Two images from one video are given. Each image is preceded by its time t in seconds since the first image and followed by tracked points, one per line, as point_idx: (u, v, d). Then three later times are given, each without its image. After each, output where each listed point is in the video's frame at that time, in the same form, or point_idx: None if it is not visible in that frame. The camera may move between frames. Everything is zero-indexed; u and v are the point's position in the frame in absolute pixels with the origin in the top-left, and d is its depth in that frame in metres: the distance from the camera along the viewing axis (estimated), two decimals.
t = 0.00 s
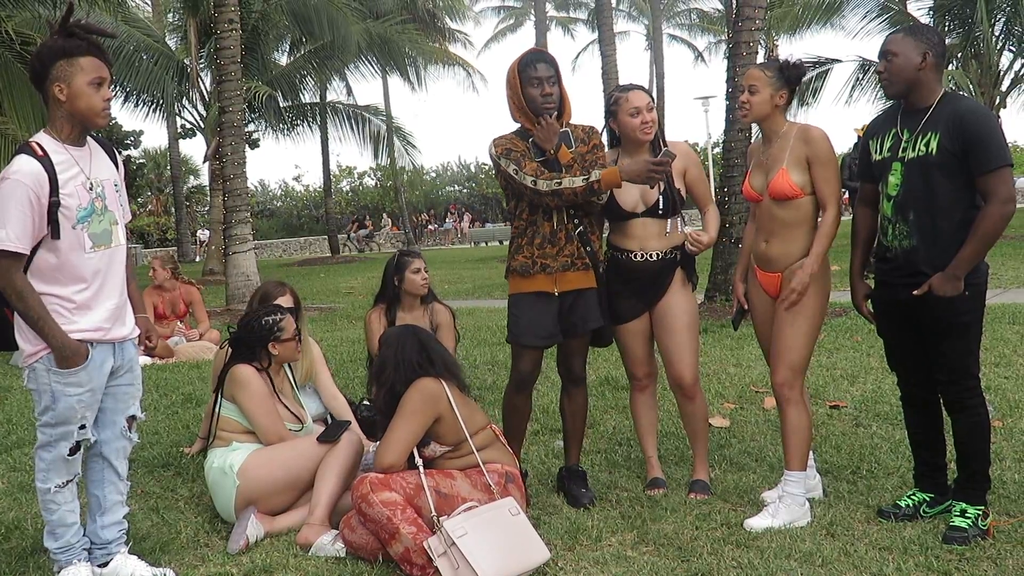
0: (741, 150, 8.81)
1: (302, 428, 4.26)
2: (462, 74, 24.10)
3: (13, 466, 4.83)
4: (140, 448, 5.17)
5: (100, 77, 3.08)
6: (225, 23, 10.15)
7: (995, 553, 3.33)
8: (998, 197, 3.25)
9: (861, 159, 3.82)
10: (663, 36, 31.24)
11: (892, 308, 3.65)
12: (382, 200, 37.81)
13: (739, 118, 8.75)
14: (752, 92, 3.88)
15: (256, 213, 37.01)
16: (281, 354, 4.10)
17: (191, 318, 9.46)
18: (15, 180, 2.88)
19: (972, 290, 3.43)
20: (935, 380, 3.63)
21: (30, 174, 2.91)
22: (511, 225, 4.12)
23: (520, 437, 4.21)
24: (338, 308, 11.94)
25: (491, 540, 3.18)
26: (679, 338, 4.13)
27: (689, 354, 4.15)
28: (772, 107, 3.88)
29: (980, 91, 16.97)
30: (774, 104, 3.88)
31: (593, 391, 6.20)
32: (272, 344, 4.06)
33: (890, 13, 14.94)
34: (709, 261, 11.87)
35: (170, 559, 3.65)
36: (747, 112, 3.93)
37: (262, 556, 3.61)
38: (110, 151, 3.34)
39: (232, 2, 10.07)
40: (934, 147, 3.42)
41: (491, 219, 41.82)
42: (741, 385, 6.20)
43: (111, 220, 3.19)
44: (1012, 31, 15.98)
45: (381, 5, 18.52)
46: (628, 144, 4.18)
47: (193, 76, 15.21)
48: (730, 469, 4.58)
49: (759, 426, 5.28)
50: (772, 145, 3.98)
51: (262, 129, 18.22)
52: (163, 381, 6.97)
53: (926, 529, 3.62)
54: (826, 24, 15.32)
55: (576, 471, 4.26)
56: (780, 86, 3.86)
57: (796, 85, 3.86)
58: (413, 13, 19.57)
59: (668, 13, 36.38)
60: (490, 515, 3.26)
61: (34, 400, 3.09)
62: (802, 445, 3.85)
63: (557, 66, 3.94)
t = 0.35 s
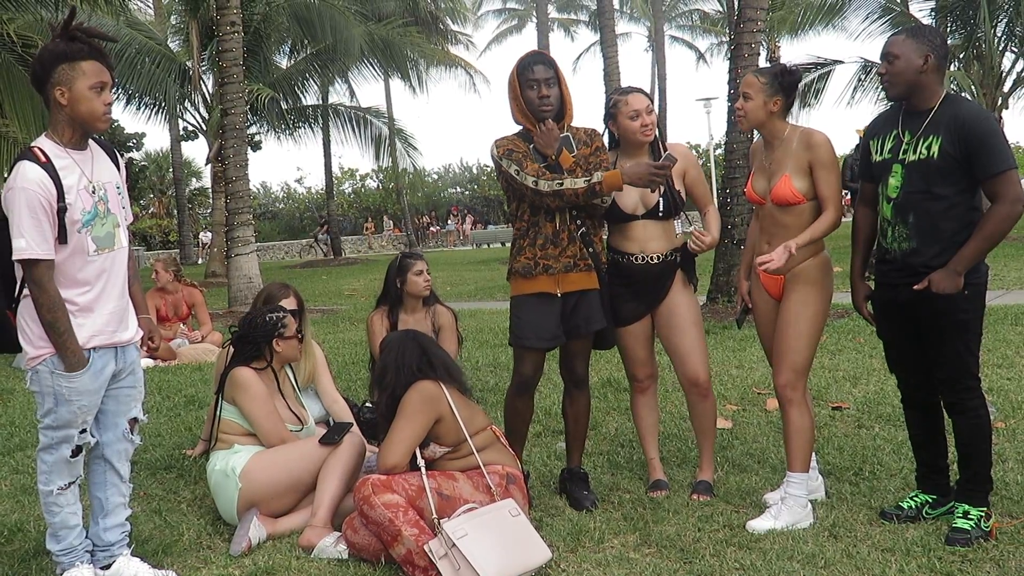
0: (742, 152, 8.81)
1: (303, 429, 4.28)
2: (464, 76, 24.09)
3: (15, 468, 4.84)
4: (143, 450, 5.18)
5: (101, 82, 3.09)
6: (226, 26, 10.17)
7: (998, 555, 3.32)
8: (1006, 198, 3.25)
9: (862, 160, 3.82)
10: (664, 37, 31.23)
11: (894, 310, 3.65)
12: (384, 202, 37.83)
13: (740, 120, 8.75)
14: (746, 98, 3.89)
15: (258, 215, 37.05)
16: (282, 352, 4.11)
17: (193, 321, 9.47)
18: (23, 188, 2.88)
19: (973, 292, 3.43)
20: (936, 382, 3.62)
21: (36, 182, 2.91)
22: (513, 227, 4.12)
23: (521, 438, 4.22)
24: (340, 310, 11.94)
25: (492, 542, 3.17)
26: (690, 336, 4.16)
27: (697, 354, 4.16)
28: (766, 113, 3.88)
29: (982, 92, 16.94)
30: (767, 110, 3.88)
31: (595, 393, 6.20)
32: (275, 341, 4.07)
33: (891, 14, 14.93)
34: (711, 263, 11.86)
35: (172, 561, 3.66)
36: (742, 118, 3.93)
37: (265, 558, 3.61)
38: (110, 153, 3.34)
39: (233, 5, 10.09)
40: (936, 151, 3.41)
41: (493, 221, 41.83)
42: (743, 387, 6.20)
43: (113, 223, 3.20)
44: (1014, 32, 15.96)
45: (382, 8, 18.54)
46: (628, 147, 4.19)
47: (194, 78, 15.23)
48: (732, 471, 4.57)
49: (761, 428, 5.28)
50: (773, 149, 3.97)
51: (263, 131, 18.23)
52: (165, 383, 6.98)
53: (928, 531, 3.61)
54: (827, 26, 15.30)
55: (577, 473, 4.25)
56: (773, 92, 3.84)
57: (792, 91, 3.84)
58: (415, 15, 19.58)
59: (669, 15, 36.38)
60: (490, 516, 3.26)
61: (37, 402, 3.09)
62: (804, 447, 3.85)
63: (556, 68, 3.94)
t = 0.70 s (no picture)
0: (743, 153, 8.82)
1: (301, 430, 4.28)
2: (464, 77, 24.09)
3: (17, 470, 4.84)
4: (144, 451, 5.18)
5: (106, 83, 3.10)
6: (226, 27, 10.17)
7: (999, 556, 3.32)
8: (1000, 204, 3.25)
9: (861, 160, 3.82)
10: (664, 38, 31.23)
11: (890, 311, 3.66)
12: (384, 204, 37.83)
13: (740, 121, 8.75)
14: (744, 100, 3.90)
15: (258, 216, 37.05)
16: (278, 352, 4.10)
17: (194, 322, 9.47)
18: (25, 186, 2.89)
19: (970, 293, 3.43)
20: (935, 383, 3.62)
21: (39, 180, 2.92)
22: (512, 228, 4.12)
23: (521, 439, 4.22)
24: (340, 312, 11.94)
25: (490, 537, 3.17)
26: (685, 338, 4.13)
27: (694, 357, 4.14)
28: (764, 115, 3.89)
29: (982, 92, 16.94)
30: (765, 112, 3.88)
31: (596, 394, 6.20)
32: (269, 340, 4.07)
33: (891, 14, 14.94)
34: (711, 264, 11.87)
35: (174, 562, 3.66)
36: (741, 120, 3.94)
37: (266, 559, 3.61)
38: (113, 155, 3.34)
39: (233, 6, 10.09)
40: (936, 151, 3.42)
41: (494, 222, 41.83)
42: (744, 388, 6.19)
43: (115, 225, 3.20)
44: (1015, 32, 15.96)
45: (382, 9, 18.55)
46: (627, 147, 4.20)
47: (195, 80, 15.24)
48: (733, 472, 4.58)
49: (762, 428, 5.28)
50: (773, 150, 3.97)
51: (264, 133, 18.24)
52: (166, 384, 6.98)
53: (929, 531, 3.61)
54: (827, 26, 15.31)
55: (578, 474, 4.24)
56: (771, 94, 3.85)
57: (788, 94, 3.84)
58: (415, 16, 19.59)
59: (669, 16, 36.38)
60: (486, 512, 3.27)
61: (38, 403, 3.09)
62: (804, 447, 3.86)
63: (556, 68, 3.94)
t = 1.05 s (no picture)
0: (744, 154, 8.82)
1: (301, 430, 4.28)
2: (464, 78, 24.09)
3: (18, 472, 4.84)
4: (145, 453, 5.18)
5: (109, 84, 3.11)
6: (228, 28, 10.18)
7: (1001, 556, 3.32)
8: (999, 204, 3.25)
9: (863, 161, 3.82)
10: (665, 39, 31.24)
11: (889, 313, 3.67)
12: (385, 205, 37.85)
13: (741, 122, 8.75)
14: (748, 101, 3.89)
15: (259, 217, 37.08)
16: (274, 353, 4.09)
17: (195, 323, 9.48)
18: (25, 185, 2.90)
19: (971, 294, 3.43)
20: (936, 385, 3.62)
21: (37, 179, 2.93)
22: (513, 229, 4.11)
23: (522, 440, 4.22)
24: (341, 313, 11.95)
25: (490, 538, 3.18)
26: (684, 341, 4.13)
27: (693, 359, 4.16)
28: (769, 114, 3.88)
29: (983, 93, 16.94)
30: (770, 111, 3.87)
31: (597, 395, 6.21)
32: (260, 342, 4.07)
33: (892, 16, 14.94)
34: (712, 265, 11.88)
35: (176, 563, 3.67)
36: (745, 120, 3.95)
37: (269, 560, 3.62)
38: (115, 156, 3.35)
39: (235, 8, 10.10)
40: (937, 151, 3.41)
41: (495, 224, 41.85)
42: (745, 388, 6.19)
43: (117, 226, 3.21)
44: (1016, 33, 15.96)
45: (383, 10, 18.56)
46: (631, 149, 4.21)
47: (195, 81, 15.25)
48: (734, 473, 4.58)
49: (763, 429, 5.28)
50: (777, 150, 3.97)
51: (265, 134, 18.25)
52: (167, 386, 6.98)
53: (930, 532, 3.61)
54: (828, 28, 15.32)
55: (579, 475, 4.24)
56: (775, 93, 3.84)
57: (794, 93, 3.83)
58: (417, 18, 19.61)
59: (670, 17, 36.39)
60: (486, 513, 3.27)
61: (38, 405, 3.10)
62: (805, 447, 3.86)
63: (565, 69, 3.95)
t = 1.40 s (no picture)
0: (744, 153, 8.82)
1: (300, 428, 4.28)
2: (464, 77, 24.11)
3: (19, 471, 4.85)
4: (145, 452, 5.19)
5: (111, 82, 3.11)
6: (228, 27, 10.17)
7: (1000, 555, 3.32)
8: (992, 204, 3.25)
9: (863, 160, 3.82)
10: (665, 39, 31.23)
11: (891, 313, 3.67)
12: (385, 204, 37.85)
13: (741, 121, 8.74)
14: (753, 98, 3.89)
15: (259, 216, 37.08)
16: (270, 353, 4.09)
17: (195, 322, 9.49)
18: (22, 182, 2.90)
19: (971, 294, 3.43)
20: (936, 384, 3.63)
21: (35, 176, 2.93)
22: (514, 229, 4.10)
23: (522, 439, 4.22)
24: (341, 312, 11.95)
25: (490, 538, 3.18)
26: (685, 342, 4.14)
27: (694, 359, 4.16)
28: (775, 111, 3.87)
29: (983, 92, 16.92)
30: (776, 108, 3.87)
31: (598, 394, 6.21)
32: (254, 342, 4.07)
33: (892, 15, 14.93)
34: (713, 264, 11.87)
35: (176, 562, 3.67)
36: (750, 117, 3.94)
37: (268, 559, 3.62)
38: (117, 155, 3.35)
39: (235, 7, 10.09)
40: (933, 149, 3.41)
41: (495, 223, 41.86)
42: (745, 388, 6.19)
43: (117, 225, 3.21)
44: (1016, 32, 15.96)
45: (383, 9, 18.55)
46: (633, 149, 4.21)
47: (195, 80, 15.25)
48: (734, 472, 4.58)
49: (763, 428, 5.28)
50: (779, 148, 3.97)
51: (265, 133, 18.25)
52: (167, 385, 6.99)
53: (930, 531, 3.61)
54: (828, 27, 15.32)
55: (579, 474, 4.24)
56: (782, 90, 3.84)
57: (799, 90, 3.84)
58: (417, 17, 19.61)
59: (670, 16, 36.38)
60: (484, 513, 3.28)
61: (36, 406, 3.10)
62: (805, 447, 3.86)
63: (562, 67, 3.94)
